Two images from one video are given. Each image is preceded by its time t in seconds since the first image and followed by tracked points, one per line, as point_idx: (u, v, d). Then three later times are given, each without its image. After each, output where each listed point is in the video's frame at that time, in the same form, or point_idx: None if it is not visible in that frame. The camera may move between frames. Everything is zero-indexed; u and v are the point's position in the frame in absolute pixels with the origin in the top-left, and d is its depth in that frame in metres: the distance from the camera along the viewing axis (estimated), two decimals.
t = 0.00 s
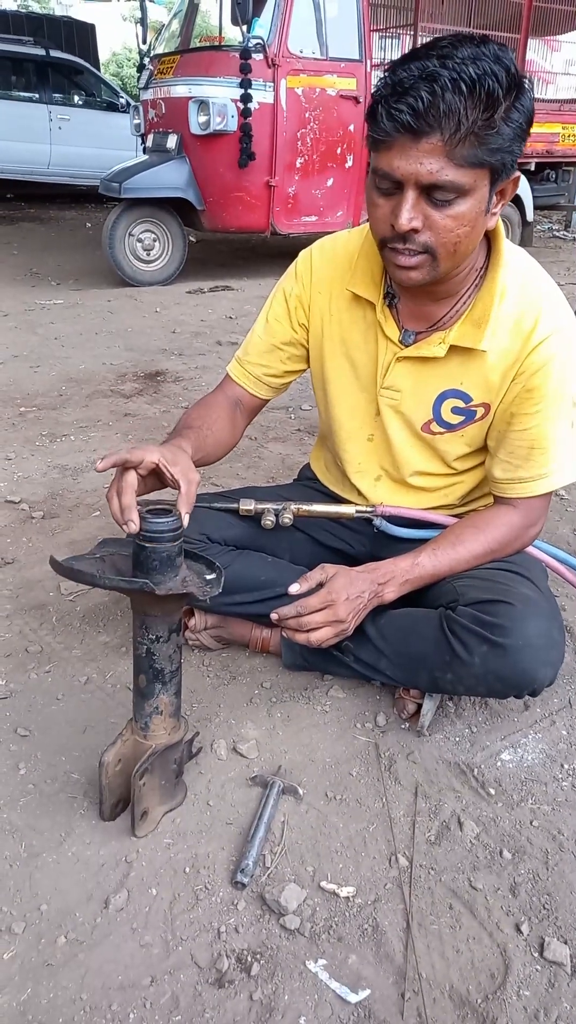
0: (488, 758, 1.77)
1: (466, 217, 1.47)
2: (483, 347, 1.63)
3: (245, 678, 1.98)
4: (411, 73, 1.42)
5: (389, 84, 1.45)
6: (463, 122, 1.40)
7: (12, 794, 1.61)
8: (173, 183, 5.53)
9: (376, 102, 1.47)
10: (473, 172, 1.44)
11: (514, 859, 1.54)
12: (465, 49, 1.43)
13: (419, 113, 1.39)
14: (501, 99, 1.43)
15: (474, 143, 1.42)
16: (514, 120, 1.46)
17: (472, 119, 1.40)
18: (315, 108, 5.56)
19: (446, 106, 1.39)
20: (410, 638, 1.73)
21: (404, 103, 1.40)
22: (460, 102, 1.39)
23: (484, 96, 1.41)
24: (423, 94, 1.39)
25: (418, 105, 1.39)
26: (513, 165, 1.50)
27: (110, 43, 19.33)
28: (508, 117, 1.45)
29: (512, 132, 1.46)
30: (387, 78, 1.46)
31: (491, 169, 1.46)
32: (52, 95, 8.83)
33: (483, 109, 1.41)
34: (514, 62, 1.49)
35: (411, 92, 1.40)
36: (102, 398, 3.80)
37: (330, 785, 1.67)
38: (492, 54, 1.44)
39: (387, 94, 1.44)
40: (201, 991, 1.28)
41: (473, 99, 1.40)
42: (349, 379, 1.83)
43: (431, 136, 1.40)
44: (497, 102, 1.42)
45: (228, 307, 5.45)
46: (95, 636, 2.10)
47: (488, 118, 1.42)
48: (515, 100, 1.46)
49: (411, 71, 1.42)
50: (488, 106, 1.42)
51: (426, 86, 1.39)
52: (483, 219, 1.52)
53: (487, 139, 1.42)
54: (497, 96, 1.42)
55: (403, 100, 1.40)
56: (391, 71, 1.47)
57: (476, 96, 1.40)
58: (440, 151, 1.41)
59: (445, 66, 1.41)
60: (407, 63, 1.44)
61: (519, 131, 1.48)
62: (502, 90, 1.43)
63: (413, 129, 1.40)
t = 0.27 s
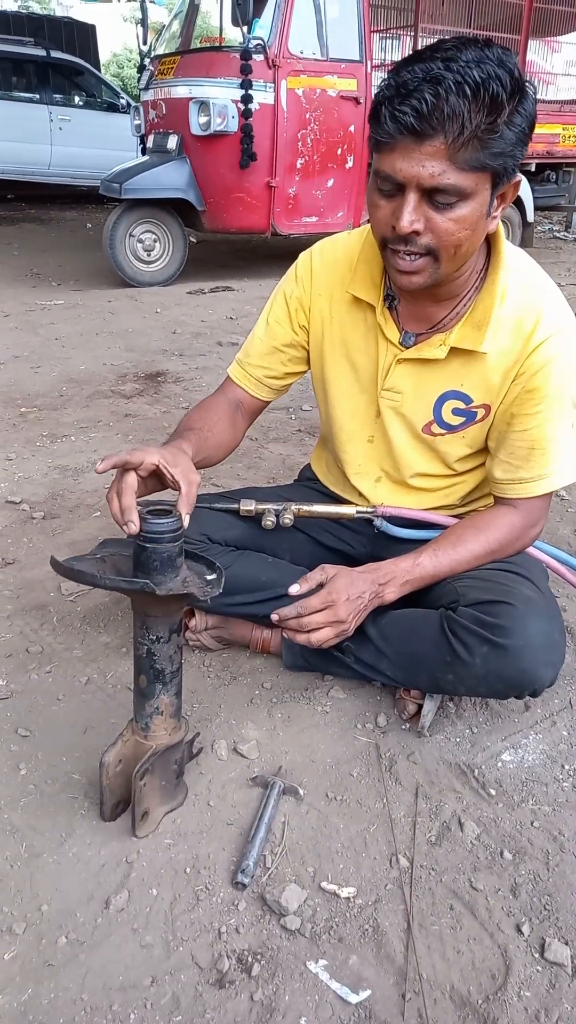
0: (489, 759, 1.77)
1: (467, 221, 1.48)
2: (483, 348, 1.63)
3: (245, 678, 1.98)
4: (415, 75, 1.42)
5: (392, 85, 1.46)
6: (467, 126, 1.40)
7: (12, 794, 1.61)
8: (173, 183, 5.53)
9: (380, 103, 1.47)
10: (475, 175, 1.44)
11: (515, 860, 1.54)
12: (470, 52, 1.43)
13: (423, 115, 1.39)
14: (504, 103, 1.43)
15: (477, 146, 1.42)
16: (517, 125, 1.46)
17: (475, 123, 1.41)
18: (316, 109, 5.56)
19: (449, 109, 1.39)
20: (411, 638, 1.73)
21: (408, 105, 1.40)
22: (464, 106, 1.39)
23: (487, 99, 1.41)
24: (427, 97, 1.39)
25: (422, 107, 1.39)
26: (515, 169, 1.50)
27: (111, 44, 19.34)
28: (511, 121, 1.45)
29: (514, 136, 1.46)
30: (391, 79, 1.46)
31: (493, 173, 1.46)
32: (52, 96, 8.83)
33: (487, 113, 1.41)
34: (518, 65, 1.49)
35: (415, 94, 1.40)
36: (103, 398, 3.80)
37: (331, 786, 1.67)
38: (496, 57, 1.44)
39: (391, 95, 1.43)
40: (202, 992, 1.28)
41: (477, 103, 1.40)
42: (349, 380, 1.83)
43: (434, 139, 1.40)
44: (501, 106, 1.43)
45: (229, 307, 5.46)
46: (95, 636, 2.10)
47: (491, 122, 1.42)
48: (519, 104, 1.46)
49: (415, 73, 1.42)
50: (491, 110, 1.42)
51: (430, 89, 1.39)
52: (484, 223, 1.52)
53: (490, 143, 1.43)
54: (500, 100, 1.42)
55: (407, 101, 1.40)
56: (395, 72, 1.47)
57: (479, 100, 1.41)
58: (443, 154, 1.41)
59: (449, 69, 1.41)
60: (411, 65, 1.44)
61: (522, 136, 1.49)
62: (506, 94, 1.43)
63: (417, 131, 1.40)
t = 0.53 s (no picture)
0: (489, 759, 1.77)
1: (469, 227, 1.48)
2: (483, 348, 1.63)
3: (245, 679, 1.98)
4: (422, 79, 1.41)
5: (399, 89, 1.45)
6: (472, 135, 1.40)
7: (12, 794, 1.61)
8: (173, 184, 5.53)
9: (386, 106, 1.46)
10: (478, 183, 1.44)
11: (514, 860, 1.53)
12: (477, 56, 1.41)
13: (428, 122, 1.39)
14: (510, 111, 1.42)
15: (481, 155, 1.42)
16: (521, 132, 1.46)
17: (480, 131, 1.40)
18: (315, 110, 5.56)
19: (455, 117, 1.38)
20: (410, 639, 1.73)
21: (414, 112, 1.39)
22: (470, 114, 1.38)
23: (493, 107, 1.40)
24: (433, 104, 1.38)
25: (427, 114, 1.39)
26: (518, 176, 1.50)
27: (110, 45, 19.35)
28: (516, 129, 1.44)
29: (518, 144, 1.46)
30: (397, 81, 1.45)
31: (496, 180, 1.46)
32: (52, 96, 8.84)
33: (493, 122, 1.41)
34: (524, 70, 1.48)
35: (421, 100, 1.39)
36: (102, 399, 3.80)
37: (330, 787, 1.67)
38: (504, 63, 1.43)
39: (397, 99, 1.43)
40: (201, 993, 1.28)
41: (483, 111, 1.39)
42: (349, 381, 1.83)
43: (439, 147, 1.40)
44: (506, 114, 1.42)
45: (228, 308, 5.46)
46: (95, 637, 2.10)
47: (497, 130, 1.42)
48: (524, 111, 1.45)
49: (422, 78, 1.41)
50: (497, 119, 1.41)
51: (436, 95, 1.39)
52: (485, 229, 1.52)
53: (494, 151, 1.42)
54: (506, 108, 1.41)
55: (413, 108, 1.40)
56: (401, 74, 1.45)
57: (485, 108, 1.40)
58: (448, 162, 1.41)
59: (456, 75, 1.40)
60: (417, 69, 1.43)
61: (526, 143, 1.48)
62: (512, 102, 1.42)
63: (422, 138, 1.40)
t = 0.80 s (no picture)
0: (487, 759, 1.77)
1: (471, 229, 1.48)
2: (482, 346, 1.63)
3: (243, 678, 1.98)
4: (429, 79, 1.41)
5: (405, 88, 1.44)
6: (478, 137, 1.40)
7: (9, 794, 1.61)
8: (171, 183, 5.52)
9: (392, 105, 1.45)
10: (482, 186, 1.44)
11: (512, 860, 1.53)
12: (485, 57, 1.41)
13: (435, 122, 1.38)
14: (515, 114, 1.42)
15: (486, 157, 1.42)
16: (525, 136, 1.46)
17: (486, 134, 1.40)
18: (314, 108, 5.55)
19: (463, 118, 1.38)
20: (409, 638, 1.73)
21: (421, 112, 1.39)
22: (477, 116, 1.38)
23: (500, 110, 1.40)
24: (440, 104, 1.38)
25: (434, 115, 1.38)
26: (520, 178, 1.51)
27: (108, 43, 19.33)
28: (520, 132, 1.45)
29: (522, 147, 1.46)
30: (404, 80, 1.45)
31: (499, 183, 1.47)
32: (50, 94, 8.81)
33: (499, 124, 1.41)
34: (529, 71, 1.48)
35: (428, 100, 1.39)
36: (100, 397, 3.79)
37: (328, 786, 1.67)
38: (510, 64, 1.43)
39: (404, 98, 1.42)
40: (199, 992, 1.28)
41: (490, 113, 1.39)
42: (348, 379, 1.83)
43: (446, 147, 1.40)
44: (512, 117, 1.42)
45: (227, 307, 5.45)
46: (93, 636, 2.09)
47: (502, 133, 1.42)
48: (528, 113, 1.46)
49: (430, 77, 1.41)
50: (503, 121, 1.41)
51: (444, 96, 1.38)
52: (486, 231, 1.52)
53: (499, 154, 1.43)
54: (512, 110, 1.41)
55: (420, 107, 1.39)
56: (408, 72, 1.45)
57: (492, 110, 1.40)
58: (453, 163, 1.41)
59: (465, 76, 1.39)
60: (425, 67, 1.43)
61: (529, 146, 1.49)
62: (519, 106, 1.42)
63: (428, 138, 1.39)
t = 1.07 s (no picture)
0: (486, 757, 1.77)
1: (471, 228, 1.48)
2: (481, 342, 1.63)
3: (242, 676, 1.97)
4: (436, 74, 1.40)
5: (411, 81, 1.42)
6: (483, 135, 1.39)
7: (7, 792, 1.60)
8: (168, 178, 5.49)
9: (397, 98, 1.44)
10: (485, 185, 1.44)
11: (511, 858, 1.53)
12: (492, 54, 1.40)
13: (441, 119, 1.37)
14: (521, 114, 1.42)
15: (490, 156, 1.42)
16: (528, 136, 1.46)
17: (492, 133, 1.40)
18: (313, 104, 5.53)
19: (469, 116, 1.38)
20: (407, 636, 1.73)
21: (428, 107, 1.38)
22: (483, 115, 1.38)
23: (506, 109, 1.39)
24: (447, 101, 1.37)
25: (441, 111, 1.37)
26: (522, 178, 1.50)
27: (106, 38, 19.26)
28: (524, 132, 1.44)
29: (525, 147, 1.46)
30: (410, 74, 1.43)
31: (501, 182, 1.46)
32: (48, 89, 8.78)
33: (504, 124, 1.40)
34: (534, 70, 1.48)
35: (435, 96, 1.38)
36: (98, 394, 3.78)
37: (327, 784, 1.67)
38: (517, 62, 1.43)
39: (410, 92, 1.41)
40: (198, 990, 1.27)
41: (496, 112, 1.39)
42: (346, 376, 1.82)
43: (450, 145, 1.39)
44: (517, 117, 1.42)
45: (225, 303, 5.44)
46: (91, 634, 2.09)
47: (507, 133, 1.41)
48: (533, 113, 1.45)
49: (437, 72, 1.40)
50: (508, 121, 1.41)
51: (451, 93, 1.37)
52: (486, 230, 1.52)
53: (502, 154, 1.42)
54: (518, 110, 1.41)
55: (426, 102, 1.38)
56: (414, 67, 1.43)
57: (498, 109, 1.39)
58: (457, 161, 1.40)
59: (472, 73, 1.38)
60: (431, 62, 1.41)
61: (532, 146, 1.48)
62: (525, 105, 1.42)
63: (433, 134, 1.38)
